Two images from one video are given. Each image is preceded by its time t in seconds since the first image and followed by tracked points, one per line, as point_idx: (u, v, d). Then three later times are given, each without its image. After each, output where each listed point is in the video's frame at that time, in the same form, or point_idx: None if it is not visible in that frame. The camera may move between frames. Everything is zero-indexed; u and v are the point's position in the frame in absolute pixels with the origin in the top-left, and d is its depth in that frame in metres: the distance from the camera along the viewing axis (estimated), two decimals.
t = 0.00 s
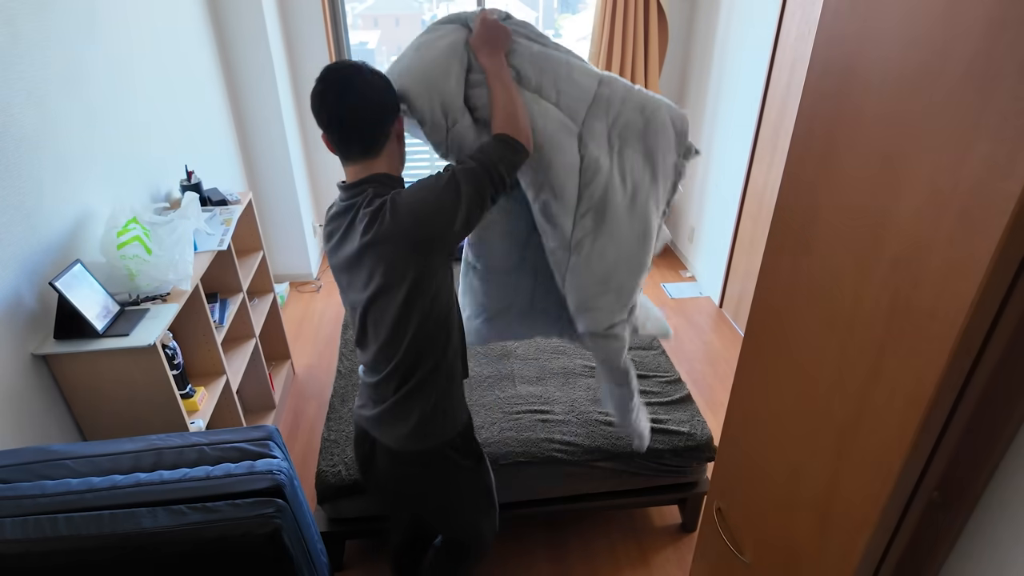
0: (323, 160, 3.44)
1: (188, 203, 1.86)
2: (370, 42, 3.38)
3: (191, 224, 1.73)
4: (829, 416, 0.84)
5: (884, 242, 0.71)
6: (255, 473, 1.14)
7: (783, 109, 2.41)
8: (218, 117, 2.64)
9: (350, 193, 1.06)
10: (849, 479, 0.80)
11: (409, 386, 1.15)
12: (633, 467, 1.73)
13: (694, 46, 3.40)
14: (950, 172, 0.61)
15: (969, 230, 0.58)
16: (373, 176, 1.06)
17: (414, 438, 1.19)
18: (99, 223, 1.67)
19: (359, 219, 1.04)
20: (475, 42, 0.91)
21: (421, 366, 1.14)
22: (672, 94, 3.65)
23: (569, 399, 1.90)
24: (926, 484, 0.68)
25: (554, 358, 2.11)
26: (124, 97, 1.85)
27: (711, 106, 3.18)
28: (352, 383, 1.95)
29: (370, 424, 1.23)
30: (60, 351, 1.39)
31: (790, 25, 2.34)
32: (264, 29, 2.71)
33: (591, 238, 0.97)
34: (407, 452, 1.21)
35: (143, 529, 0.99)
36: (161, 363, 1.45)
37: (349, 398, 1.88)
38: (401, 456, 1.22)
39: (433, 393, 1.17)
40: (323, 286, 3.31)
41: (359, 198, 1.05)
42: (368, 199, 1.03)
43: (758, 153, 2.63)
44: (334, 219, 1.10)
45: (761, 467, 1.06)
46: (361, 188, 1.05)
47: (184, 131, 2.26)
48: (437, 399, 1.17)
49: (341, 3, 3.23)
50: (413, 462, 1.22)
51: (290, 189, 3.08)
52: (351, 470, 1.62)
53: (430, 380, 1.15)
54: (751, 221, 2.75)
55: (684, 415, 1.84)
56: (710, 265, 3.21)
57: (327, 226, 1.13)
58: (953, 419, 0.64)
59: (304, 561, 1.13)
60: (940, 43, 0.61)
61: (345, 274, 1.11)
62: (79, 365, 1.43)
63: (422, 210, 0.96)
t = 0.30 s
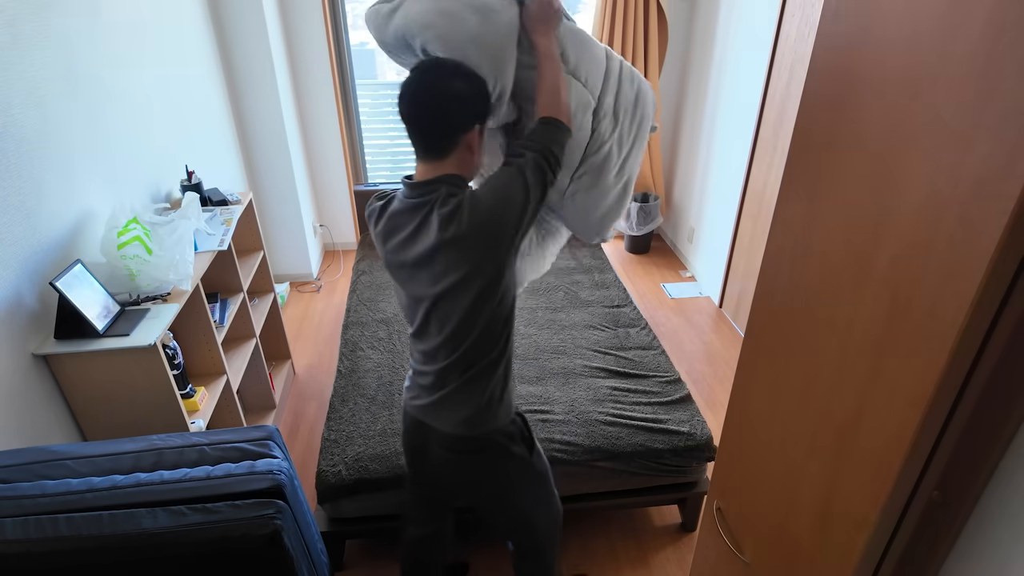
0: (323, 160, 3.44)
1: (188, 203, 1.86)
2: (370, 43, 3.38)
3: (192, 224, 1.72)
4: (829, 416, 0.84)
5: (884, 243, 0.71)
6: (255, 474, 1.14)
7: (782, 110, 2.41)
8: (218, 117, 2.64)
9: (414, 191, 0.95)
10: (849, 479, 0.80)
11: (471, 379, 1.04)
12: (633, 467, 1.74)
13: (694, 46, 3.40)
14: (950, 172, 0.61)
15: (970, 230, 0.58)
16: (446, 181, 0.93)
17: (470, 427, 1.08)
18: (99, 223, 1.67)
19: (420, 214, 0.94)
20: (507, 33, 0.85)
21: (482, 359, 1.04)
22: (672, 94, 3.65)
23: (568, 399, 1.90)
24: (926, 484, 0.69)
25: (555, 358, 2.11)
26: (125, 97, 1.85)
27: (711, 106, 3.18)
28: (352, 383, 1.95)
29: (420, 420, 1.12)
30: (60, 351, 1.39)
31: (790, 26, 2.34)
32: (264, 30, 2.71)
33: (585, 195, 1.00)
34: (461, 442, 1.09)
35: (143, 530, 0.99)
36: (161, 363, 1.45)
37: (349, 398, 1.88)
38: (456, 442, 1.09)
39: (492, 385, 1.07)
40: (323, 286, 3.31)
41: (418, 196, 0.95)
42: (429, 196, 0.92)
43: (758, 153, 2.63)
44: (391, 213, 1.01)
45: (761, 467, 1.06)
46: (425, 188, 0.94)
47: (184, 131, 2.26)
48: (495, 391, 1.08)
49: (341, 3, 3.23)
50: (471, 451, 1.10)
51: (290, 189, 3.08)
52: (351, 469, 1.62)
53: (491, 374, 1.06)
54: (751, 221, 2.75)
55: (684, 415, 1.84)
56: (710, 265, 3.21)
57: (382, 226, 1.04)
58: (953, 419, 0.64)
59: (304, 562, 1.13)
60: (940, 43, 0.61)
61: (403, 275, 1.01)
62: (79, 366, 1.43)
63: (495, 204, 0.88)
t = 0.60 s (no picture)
0: (323, 160, 3.44)
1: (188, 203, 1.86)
2: (370, 43, 3.39)
3: (192, 224, 1.72)
4: (829, 416, 0.84)
5: (884, 243, 0.71)
6: (255, 474, 1.14)
7: (782, 110, 2.41)
8: (218, 117, 2.63)
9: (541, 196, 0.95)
10: (849, 479, 0.80)
11: (582, 390, 0.99)
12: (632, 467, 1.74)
13: (694, 46, 3.40)
14: (949, 173, 0.61)
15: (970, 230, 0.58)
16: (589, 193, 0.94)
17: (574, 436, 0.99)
18: (99, 223, 1.66)
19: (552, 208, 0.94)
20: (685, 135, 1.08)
21: (595, 375, 1.00)
22: (672, 94, 3.65)
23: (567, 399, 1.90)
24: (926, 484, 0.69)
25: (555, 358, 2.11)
26: (125, 97, 1.85)
27: (711, 107, 3.18)
28: (351, 383, 1.94)
29: (517, 421, 0.99)
30: (60, 351, 1.39)
31: (790, 25, 2.34)
32: (264, 30, 2.71)
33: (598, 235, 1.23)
34: (567, 447, 0.99)
35: (143, 530, 0.99)
36: (161, 363, 1.45)
37: (349, 398, 1.88)
38: (564, 447, 0.99)
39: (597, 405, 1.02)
40: (323, 286, 3.31)
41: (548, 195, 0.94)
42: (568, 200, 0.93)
43: (758, 153, 2.63)
44: (510, 208, 0.98)
45: (761, 467, 1.06)
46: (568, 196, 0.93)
47: (184, 132, 2.26)
48: (599, 403, 1.02)
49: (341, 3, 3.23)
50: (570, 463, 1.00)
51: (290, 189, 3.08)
52: (351, 469, 1.62)
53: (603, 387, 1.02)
54: (751, 221, 2.75)
55: (685, 415, 1.84)
56: (710, 265, 3.21)
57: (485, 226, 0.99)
58: (953, 418, 0.64)
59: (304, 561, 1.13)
60: (940, 45, 0.61)
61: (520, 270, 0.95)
62: (79, 365, 1.43)
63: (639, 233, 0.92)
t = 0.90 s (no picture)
0: (324, 159, 3.44)
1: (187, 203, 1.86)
2: (370, 43, 3.39)
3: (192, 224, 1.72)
4: (829, 417, 0.84)
5: (884, 242, 0.71)
6: (255, 473, 1.14)
7: (782, 110, 2.41)
8: (219, 117, 2.64)
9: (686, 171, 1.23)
10: (849, 480, 0.80)
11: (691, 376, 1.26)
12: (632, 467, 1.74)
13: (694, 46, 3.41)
14: (949, 172, 0.61)
15: (970, 229, 0.58)
16: (727, 167, 1.23)
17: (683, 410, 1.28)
18: (99, 223, 1.66)
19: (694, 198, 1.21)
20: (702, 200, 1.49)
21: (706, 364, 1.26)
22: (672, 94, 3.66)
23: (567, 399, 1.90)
24: (925, 484, 0.69)
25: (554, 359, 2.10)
26: (125, 98, 1.85)
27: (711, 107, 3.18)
28: (351, 383, 1.94)
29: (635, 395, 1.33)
30: (60, 351, 1.39)
31: (790, 25, 2.34)
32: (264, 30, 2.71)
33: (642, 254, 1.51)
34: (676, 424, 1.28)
35: (143, 530, 0.99)
36: (160, 362, 1.45)
37: (349, 397, 1.87)
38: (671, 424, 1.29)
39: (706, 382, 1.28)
40: (323, 286, 3.31)
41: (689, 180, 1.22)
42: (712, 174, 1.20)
43: (758, 153, 2.63)
44: (648, 200, 1.26)
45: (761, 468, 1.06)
46: (709, 171, 1.21)
47: (184, 132, 2.26)
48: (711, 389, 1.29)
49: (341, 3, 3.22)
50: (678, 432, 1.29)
51: (290, 189, 3.08)
52: (351, 469, 1.62)
53: (715, 376, 1.28)
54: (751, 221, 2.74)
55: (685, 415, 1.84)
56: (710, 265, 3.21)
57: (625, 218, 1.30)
58: (951, 419, 0.64)
59: (303, 561, 1.13)
60: (940, 44, 0.61)
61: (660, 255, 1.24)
62: (79, 365, 1.43)
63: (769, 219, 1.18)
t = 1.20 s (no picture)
0: (324, 159, 3.44)
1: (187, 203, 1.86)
2: (370, 43, 3.39)
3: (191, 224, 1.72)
4: (830, 417, 0.84)
5: (884, 242, 0.71)
6: (255, 473, 1.14)
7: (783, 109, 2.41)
8: (219, 116, 2.64)
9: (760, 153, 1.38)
10: (849, 480, 0.80)
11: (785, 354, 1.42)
12: (632, 467, 1.74)
13: (694, 46, 3.41)
14: (949, 172, 0.61)
15: (970, 229, 0.58)
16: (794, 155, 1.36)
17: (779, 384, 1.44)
18: (99, 223, 1.66)
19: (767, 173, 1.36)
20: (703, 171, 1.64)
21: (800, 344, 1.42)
22: (672, 94, 3.66)
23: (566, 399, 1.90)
24: (925, 484, 0.69)
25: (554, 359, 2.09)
26: (126, 97, 1.85)
27: (711, 107, 3.18)
28: (351, 383, 1.94)
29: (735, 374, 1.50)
30: (61, 351, 1.39)
31: (790, 25, 2.34)
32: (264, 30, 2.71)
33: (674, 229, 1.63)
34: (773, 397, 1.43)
35: (143, 529, 0.99)
36: (161, 362, 1.45)
37: (349, 397, 1.87)
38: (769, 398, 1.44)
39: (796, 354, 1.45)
40: (323, 286, 3.31)
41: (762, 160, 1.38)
42: (784, 163, 1.34)
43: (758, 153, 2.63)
44: (731, 193, 1.38)
45: (762, 467, 1.06)
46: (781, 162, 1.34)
47: (184, 132, 2.26)
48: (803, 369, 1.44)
49: (341, 3, 3.22)
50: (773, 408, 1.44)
51: (290, 189, 3.08)
52: (351, 469, 1.62)
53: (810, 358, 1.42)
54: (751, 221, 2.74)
55: (684, 414, 1.84)
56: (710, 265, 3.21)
57: (707, 215, 1.42)
58: (951, 419, 0.64)
59: (303, 561, 1.13)
60: (940, 44, 0.61)
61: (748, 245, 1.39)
62: (79, 365, 1.43)
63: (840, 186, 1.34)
